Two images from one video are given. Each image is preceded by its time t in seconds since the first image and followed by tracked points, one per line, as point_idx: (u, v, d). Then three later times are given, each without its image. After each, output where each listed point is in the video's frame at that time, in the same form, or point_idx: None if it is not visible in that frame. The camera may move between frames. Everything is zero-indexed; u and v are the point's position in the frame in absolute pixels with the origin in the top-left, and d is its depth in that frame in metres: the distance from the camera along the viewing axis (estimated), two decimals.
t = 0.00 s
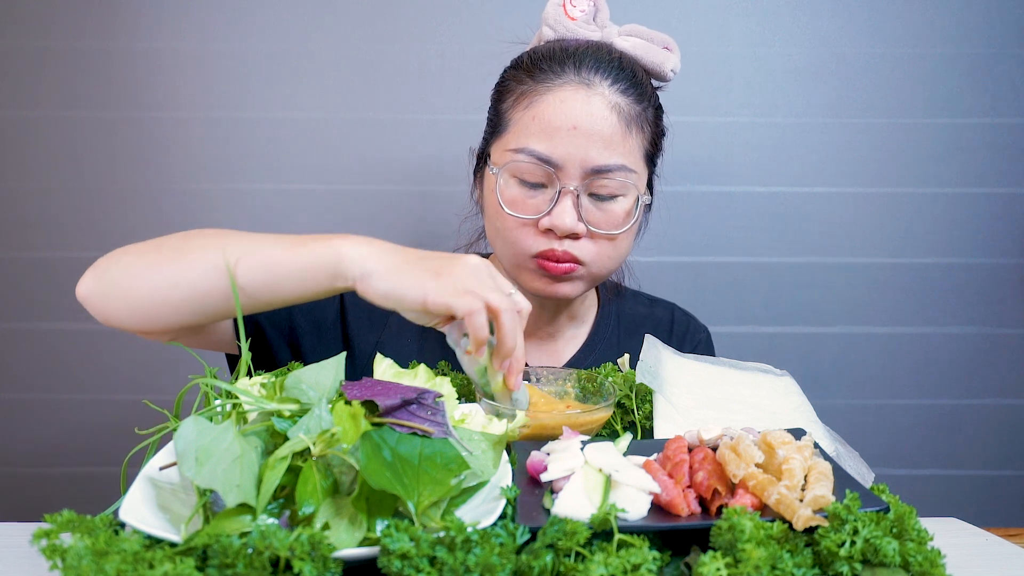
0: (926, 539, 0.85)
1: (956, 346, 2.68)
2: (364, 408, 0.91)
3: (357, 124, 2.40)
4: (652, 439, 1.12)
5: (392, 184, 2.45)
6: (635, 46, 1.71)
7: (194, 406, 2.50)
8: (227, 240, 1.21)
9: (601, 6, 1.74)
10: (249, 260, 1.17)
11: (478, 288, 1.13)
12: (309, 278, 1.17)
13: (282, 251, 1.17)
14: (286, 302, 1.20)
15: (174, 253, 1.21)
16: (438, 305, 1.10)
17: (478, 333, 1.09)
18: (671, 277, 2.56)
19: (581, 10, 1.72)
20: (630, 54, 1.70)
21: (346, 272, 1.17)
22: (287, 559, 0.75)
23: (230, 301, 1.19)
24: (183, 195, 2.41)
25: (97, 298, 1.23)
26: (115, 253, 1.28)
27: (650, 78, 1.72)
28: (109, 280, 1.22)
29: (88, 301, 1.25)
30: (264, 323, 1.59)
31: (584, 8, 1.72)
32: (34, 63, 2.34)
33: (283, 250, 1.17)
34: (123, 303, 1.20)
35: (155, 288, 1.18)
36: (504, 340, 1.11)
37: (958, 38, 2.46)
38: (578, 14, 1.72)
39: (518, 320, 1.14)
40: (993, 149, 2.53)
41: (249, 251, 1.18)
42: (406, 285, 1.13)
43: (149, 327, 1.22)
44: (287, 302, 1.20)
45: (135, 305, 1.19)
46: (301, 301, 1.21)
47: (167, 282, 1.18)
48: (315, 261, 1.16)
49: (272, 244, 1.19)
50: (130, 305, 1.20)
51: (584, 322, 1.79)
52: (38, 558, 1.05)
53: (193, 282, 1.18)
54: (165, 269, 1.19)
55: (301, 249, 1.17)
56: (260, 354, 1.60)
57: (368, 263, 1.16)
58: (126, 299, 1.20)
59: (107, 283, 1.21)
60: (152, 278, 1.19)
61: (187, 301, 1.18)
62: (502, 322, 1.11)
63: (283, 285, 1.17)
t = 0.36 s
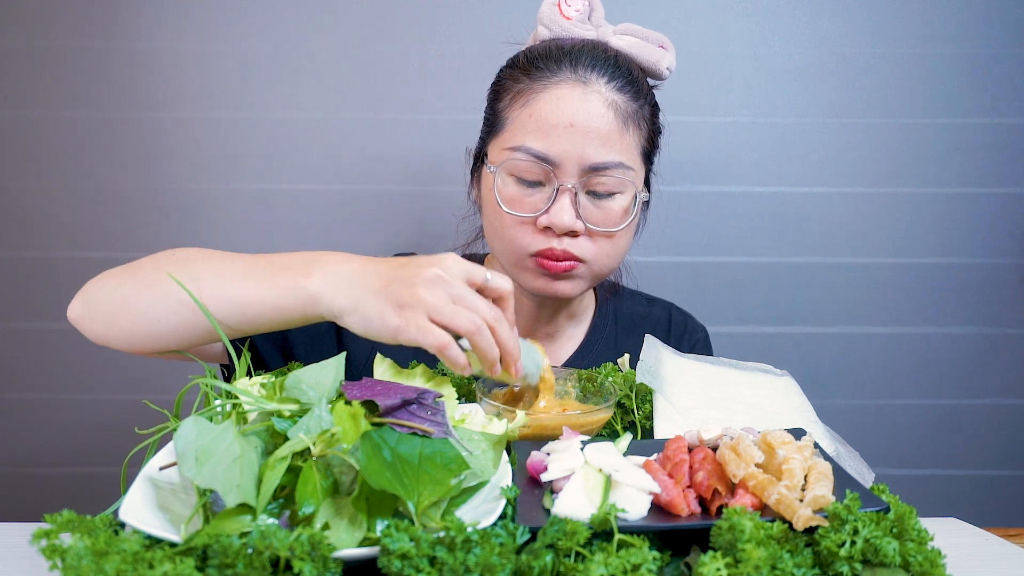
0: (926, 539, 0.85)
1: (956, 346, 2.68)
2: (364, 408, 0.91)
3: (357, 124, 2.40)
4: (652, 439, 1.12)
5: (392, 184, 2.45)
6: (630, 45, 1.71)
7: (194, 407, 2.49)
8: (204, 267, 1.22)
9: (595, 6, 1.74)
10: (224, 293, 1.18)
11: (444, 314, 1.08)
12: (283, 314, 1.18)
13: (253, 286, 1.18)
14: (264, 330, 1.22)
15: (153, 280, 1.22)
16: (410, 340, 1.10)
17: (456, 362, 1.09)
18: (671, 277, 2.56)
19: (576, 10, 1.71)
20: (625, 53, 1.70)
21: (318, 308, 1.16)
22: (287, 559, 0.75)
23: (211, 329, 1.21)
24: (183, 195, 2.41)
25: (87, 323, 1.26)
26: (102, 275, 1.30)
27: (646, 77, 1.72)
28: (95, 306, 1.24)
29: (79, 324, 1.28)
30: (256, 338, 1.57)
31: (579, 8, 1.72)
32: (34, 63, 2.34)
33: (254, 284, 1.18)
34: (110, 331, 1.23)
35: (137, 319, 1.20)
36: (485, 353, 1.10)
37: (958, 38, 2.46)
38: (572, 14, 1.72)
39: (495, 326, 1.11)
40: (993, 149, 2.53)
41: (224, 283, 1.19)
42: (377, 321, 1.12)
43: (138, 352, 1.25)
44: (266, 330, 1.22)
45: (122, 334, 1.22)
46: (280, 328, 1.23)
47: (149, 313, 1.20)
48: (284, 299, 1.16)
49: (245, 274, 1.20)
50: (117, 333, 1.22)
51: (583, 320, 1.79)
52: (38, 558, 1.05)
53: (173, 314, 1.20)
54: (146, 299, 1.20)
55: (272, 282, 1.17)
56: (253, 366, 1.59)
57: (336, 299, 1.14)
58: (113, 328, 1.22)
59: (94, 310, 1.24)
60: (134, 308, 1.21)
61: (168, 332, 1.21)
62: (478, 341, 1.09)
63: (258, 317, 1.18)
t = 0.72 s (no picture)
0: (926, 539, 0.85)
1: (956, 346, 2.68)
2: (364, 408, 0.91)
3: (357, 125, 2.40)
4: (652, 439, 1.12)
5: (391, 184, 2.45)
6: (631, 45, 1.72)
7: (194, 407, 2.49)
8: (200, 258, 1.22)
9: (596, 7, 1.74)
10: (221, 282, 1.18)
11: (433, 276, 1.12)
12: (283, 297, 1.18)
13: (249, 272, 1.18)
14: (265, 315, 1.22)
15: (151, 277, 1.22)
16: (405, 304, 1.12)
17: (452, 321, 1.12)
18: (671, 277, 2.56)
19: (577, 11, 1.71)
20: (626, 54, 1.70)
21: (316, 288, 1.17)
22: (287, 559, 0.75)
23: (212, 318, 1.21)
24: (183, 196, 2.41)
25: (88, 326, 1.25)
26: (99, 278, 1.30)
27: (647, 77, 1.73)
28: (95, 309, 1.24)
29: (80, 328, 1.27)
30: (255, 335, 1.57)
31: (580, 9, 1.72)
32: (34, 63, 2.34)
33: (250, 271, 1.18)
34: (112, 331, 1.23)
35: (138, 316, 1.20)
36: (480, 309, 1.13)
37: (958, 38, 2.46)
38: (574, 15, 1.72)
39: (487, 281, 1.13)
40: (994, 149, 2.53)
41: (221, 272, 1.19)
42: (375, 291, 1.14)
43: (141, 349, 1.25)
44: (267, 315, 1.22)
45: (124, 332, 1.22)
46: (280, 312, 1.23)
47: (149, 308, 1.20)
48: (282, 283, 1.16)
49: (241, 262, 1.20)
50: (119, 331, 1.22)
51: (583, 321, 1.79)
52: (38, 558, 1.05)
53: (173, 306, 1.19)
54: (144, 294, 1.20)
55: (269, 267, 1.18)
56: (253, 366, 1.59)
57: (334, 277, 1.15)
58: (114, 326, 1.22)
59: (94, 312, 1.23)
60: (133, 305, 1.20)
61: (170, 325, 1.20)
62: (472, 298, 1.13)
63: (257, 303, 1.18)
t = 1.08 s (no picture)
0: (926, 539, 0.85)
1: (956, 346, 2.68)
2: (364, 408, 0.91)
3: (357, 124, 2.40)
4: (652, 439, 1.12)
5: (391, 183, 2.45)
6: (634, 46, 1.72)
7: (194, 407, 2.49)
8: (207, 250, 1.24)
9: (599, 8, 1.73)
10: (229, 269, 1.20)
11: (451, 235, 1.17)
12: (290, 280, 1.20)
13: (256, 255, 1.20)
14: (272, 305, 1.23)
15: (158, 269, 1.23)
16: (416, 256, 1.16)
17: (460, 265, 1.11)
18: (671, 277, 2.56)
19: (580, 12, 1.71)
20: (628, 55, 1.70)
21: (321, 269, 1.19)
22: (287, 559, 0.75)
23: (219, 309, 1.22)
24: (183, 195, 2.41)
25: (93, 325, 1.25)
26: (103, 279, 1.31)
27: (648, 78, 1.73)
28: (100, 306, 1.24)
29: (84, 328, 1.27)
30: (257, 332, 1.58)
31: (583, 9, 1.72)
32: (34, 63, 2.34)
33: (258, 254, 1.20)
34: (119, 327, 1.22)
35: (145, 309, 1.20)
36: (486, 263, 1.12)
37: (958, 38, 2.46)
38: (576, 16, 1.72)
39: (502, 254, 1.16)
40: (994, 149, 2.53)
41: (229, 259, 1.21)
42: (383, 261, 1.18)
43: (147, 345, 1.24)
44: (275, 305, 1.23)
45: (131, 327, 1.22)
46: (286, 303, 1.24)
47: (157, 299, 1.20)
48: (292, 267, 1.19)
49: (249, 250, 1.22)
50: (126, 326, 1.22)
51: (583, 321, 1.79)
52: (38, 558, 1.05)
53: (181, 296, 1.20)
54: (152, 286, 1.21)
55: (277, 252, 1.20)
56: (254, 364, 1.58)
57: (340, 254, 1.19)
58: (121, 321, 1.22)
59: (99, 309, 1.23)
60: (140, 299, 1.21)
61: (178, 317, 1.21)
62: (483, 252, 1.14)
63: (263, 289, 1.20)
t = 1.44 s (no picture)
0: (926, 539, 0.85)
1: (956, 346, 2.68)
2: (364, 408, 0.91)
3: (357, 124, 2.40)
4: (652, 439, 1.12)
5: (391, 183, 2.45)
6: (632, 46, 1.72)
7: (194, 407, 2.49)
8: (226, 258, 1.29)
9: (598, 7, 1.74)
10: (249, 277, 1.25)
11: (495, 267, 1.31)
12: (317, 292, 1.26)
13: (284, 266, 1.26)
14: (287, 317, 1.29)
15: (176, 274, 1.27)
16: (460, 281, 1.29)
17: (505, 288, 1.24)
18: (672, 277, 2.56)
19: (579, 11, 1.72)
20: (627, 54, 1.70)
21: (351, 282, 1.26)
22: (287, 559, 0.75)
23: (234, 318, 1.26)
24: (183, 196, 2.41)
25: (99, 321, 1.27)
26: (111, 275, 1.32)
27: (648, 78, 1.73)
28: (110, 303, 1.26)
29: (88, 323, 1.28)
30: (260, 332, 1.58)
31: (582, 9, 1.72)
32: (35, 63, 2.34)
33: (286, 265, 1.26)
34: (128, 326, 1.25)
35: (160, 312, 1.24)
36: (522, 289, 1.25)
37: (958, 38, 2.46)
38: (575, 15, 1.72)
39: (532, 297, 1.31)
40: (994, 149, 2.53)
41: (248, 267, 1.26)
42: (419, 282, 1.28)
43: (154, 346, 1.27)
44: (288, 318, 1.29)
45: (141, 327, 1.25)
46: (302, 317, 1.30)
47: (173, 304, 1.24)
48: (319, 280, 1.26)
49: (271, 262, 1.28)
50: (135, 326, 1.25)
51: (583, 321, 1.78)
52: (38, 558, 1.05)
53: (197, 302, 1.24)
54: (168, 291, 1.25)
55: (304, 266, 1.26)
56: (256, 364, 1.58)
57: (373, 269, 1.27)
58: (132, 321, 1.25)
59: (110, 307, 1.26)
60: (154, 299, 1.25)
61: (192, 320, 1.25)
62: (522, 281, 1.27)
63: (285, 300, 1.25)
